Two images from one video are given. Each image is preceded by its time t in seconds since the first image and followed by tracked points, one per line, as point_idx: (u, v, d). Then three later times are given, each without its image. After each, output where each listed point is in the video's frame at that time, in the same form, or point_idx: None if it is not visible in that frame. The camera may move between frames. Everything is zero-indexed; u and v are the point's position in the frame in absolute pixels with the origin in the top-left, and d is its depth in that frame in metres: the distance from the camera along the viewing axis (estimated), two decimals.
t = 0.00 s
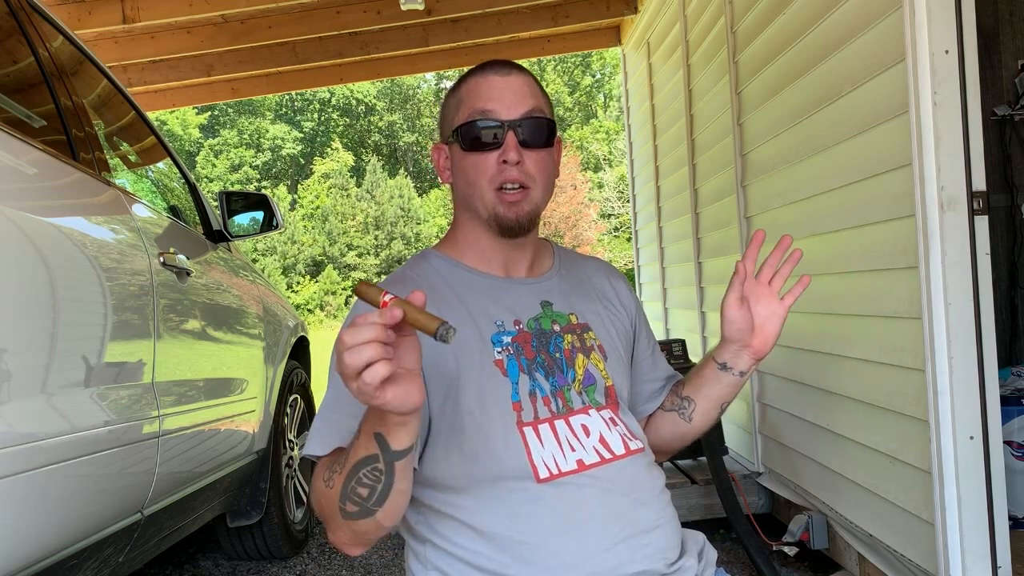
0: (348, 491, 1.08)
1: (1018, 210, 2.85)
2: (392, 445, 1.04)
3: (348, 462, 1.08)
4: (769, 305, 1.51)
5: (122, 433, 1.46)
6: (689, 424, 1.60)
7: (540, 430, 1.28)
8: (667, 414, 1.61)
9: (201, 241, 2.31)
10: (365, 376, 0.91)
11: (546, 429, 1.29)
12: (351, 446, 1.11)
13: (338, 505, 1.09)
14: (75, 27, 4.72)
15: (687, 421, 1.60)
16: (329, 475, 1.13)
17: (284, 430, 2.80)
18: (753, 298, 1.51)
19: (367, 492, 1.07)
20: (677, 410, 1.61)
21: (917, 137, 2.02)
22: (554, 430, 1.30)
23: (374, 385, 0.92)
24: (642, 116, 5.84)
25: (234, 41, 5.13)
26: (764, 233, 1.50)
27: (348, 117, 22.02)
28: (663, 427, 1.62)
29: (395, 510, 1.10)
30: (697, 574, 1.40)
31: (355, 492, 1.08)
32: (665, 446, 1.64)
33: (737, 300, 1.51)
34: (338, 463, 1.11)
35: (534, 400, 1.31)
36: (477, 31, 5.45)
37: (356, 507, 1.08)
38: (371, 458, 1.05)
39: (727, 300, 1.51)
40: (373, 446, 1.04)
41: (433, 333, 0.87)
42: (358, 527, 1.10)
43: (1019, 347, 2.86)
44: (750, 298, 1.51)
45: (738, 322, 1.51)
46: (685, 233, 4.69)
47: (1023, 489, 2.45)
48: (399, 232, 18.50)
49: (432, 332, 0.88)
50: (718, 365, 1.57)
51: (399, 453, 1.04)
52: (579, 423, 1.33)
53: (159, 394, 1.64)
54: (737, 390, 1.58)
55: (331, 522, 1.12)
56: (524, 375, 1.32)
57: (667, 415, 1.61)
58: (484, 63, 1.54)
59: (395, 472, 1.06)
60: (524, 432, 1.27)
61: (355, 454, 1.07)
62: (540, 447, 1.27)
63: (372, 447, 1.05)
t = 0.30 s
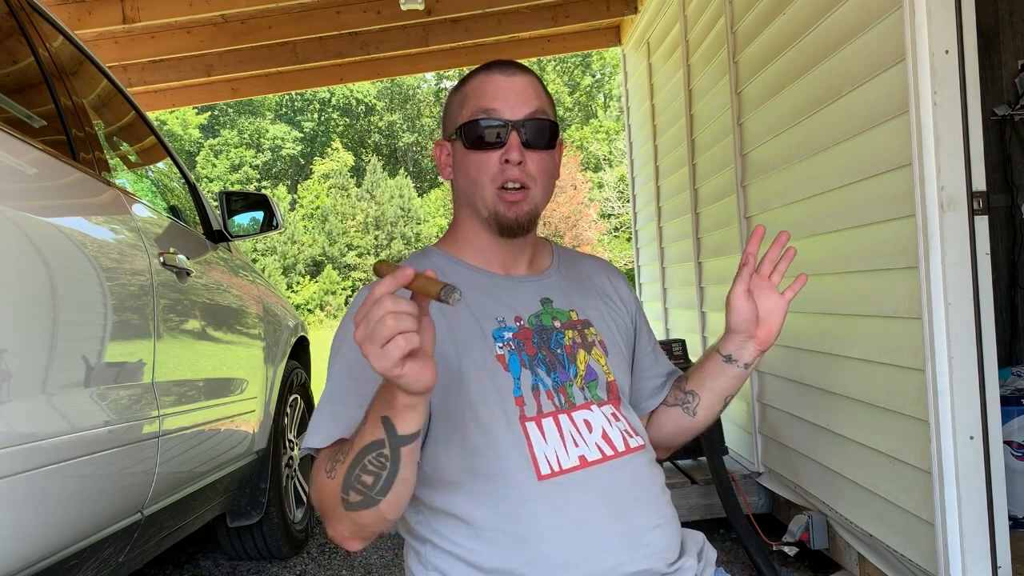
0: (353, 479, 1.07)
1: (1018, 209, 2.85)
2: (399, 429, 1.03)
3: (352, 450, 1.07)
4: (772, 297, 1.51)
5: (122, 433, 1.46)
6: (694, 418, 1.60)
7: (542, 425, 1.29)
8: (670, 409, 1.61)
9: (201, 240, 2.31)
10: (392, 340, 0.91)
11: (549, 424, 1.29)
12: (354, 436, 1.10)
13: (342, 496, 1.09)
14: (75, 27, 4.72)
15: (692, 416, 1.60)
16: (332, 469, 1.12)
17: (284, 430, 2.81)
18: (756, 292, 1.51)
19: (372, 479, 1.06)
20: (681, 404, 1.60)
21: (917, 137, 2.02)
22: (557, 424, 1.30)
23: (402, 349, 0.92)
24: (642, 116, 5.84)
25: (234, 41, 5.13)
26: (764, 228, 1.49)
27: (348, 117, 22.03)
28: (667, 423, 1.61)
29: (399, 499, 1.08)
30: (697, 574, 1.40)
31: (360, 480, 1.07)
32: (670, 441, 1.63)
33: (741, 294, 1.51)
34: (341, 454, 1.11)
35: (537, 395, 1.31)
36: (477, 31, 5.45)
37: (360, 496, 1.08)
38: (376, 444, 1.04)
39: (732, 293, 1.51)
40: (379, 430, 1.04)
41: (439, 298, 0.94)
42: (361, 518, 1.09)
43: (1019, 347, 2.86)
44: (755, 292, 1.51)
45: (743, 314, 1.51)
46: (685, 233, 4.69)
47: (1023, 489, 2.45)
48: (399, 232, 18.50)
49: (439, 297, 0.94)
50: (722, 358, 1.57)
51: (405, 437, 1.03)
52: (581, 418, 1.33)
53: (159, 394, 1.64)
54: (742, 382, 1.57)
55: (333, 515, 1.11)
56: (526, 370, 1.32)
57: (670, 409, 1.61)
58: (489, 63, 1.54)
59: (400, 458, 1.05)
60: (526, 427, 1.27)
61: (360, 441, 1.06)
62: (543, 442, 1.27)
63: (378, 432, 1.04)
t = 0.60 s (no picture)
0: (377, 479, 1.04)
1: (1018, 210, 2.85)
2: (435, 432, 1.00)
3: (381, 448, 1.04)
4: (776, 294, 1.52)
5: (122, 433, 1.46)
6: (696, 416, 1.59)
7: (545, 424, 1.29)
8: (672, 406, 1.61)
9: (201, 241, 2.31)
10: (478, 310, 0.92)
11: (552, 423, 1.29)
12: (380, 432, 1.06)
13: (362, 495, 1.05)
14: (75, 26, 4.72)
15: (694, 414, 1.59)
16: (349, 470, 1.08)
17: (284, 430, 2.81)
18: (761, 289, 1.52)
19: (399, 481, 1.04)
20: (684, 403, 1.60)
21: (917, 137, 2.02)
22: (560, 424, 1.30)
23: (490, 313, 0.92)
24: (642, 116, 5.84)
25: (234, 41, 5.13)
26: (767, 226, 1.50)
27: (348, 117, 22.03)
28: (669, 421, 1.61)
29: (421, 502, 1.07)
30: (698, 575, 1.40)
31: (387, 480, 1.04)
32: (671, 438, 1.62)
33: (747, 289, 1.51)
34: (365, 450, 1.07)
35: (539, 394, 1.31)
36: (477, 31, 5.45)
37: (383, 496, 1.05)
38: (409, 445, 1.01)
39: (739, 289, 1.51)
40: (415, 432, 1.00)
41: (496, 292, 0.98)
42: (378, 519, 1.07)
43: (1019, 347, 2.86)
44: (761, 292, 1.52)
45: (748, 310, 1.51)
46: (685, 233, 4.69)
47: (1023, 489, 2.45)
48: (399, 232, 18.50)
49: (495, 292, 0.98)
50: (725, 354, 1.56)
51: (440, 441, 1.01)
52: (584, 418, 1.33)
53: (159, 394, 1.64)
54: (743, 378, 1.57)
55: (347, 514, 1.07)
56: (529, 369, 1.33)
57: (673, 409, 1.61)
58: (494, 62, 1.54)
59: (432, 460, 1.03)
60: (529, 426, 1.27)
61: (392, 440, 1.02)
62: (545, 441, 1.27)
63: (412, 432, 1.01)
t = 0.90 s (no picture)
0: (389, 472, 1.06)
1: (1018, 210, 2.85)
2: (443, 419, 1.02)
3: (389, 440, 1.06)
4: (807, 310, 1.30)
5: (122, 433, 1.46)
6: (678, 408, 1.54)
7: (548, 424, 1.29)
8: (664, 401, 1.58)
9: (201, 240, 2.31)
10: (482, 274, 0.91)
11: (555, 423, 1.29)
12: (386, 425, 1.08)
13: (375, 489, 1.07)
14: (75, 26, 4.72)
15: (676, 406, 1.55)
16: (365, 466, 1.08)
17: (285, 430, 2.81)
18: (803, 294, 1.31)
19: (410, 470, 1.06)
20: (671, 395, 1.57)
21: (917, 137, 2.01)
22: (562, 424, 1.30)
23: (497, 273, 0.91)
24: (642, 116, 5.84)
25: (235, 40, 5.13)
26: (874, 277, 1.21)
27: (348, 117, 22.04)
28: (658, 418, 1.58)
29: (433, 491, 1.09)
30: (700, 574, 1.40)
31: (398, 471, 1.06)
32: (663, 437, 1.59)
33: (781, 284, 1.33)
34: (372, 444, 1.09)
35: (542, 394, 1.31)
36: (477, 31, 5.44)
37: (395, 489, 1.07)
38: (418, 435, 1.03)
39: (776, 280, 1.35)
40: (422, 421, 1.02)
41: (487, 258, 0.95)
42: (393, 511, 1.08)
43: (1019, 347, 2.86)
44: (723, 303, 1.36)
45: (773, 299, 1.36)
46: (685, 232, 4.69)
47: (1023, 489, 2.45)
48: (399, 232, 18.50)
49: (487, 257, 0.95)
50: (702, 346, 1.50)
51: (448, 426, 1.03)
52: (587, 418, 1.33)
53: (159, 394, 1.64)
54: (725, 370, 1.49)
55: (362, 511, 1.09)
56: (533, 369, 1.32)
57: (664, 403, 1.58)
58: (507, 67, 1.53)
59: (440, 447, 1.05)
60: (532, 425, 1.28)
61: (399, 432, 1.04)
62: (548, 441, 1.27)
63: (419, 422, 1.03)
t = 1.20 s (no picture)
0: (385, 541, 1.04)
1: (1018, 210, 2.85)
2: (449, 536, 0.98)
3: (395, 523, 1.02)
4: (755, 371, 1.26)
5: (122, 433, 1.46)
6: (681, 432, 1.57)
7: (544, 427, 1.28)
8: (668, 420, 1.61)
9: (201, 241, 2.31)
10: (539, 470, 0.81)
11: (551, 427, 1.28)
12: (398, 501, 1.03)
13: (368, 543, 1.06)
14: (75, 26, 4.72)
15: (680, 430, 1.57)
16: (365, 489, 1.08)
17: (285, 430, 2.81)
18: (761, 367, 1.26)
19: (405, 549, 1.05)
20: (679, 416, 1.59)
21: (917, 137, 2.02)
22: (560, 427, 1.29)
23: (557, 471, 0.81)
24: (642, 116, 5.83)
25: (235, 40, 5.13)
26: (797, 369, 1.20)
27: (348, 117, 22.05)
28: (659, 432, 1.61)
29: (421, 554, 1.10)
30: None
31: (393, 546, 1.04)
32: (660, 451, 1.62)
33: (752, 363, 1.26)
34: (379, 509, 1.04)
35: (540, 398, 1.30)
36: (477, 31, 5.44)
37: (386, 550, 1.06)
38: (424, 535, 1.00)
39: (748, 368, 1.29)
40: (433, 533, 0.99)
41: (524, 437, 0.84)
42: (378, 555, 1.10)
43: (1019, 347, 2.86)
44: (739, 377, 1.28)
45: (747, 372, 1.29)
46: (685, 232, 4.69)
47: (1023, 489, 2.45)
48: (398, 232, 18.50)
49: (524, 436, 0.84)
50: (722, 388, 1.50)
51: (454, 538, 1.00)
52: (585, 420, 1.31)
53: (159, 394, 1.64)
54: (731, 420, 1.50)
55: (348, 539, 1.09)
56: (531, 373, 1.31)
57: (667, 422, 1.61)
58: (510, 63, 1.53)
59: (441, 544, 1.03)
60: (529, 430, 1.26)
61: (408, 525, 1.00)
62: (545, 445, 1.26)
63: (429, 532, 0.99)
